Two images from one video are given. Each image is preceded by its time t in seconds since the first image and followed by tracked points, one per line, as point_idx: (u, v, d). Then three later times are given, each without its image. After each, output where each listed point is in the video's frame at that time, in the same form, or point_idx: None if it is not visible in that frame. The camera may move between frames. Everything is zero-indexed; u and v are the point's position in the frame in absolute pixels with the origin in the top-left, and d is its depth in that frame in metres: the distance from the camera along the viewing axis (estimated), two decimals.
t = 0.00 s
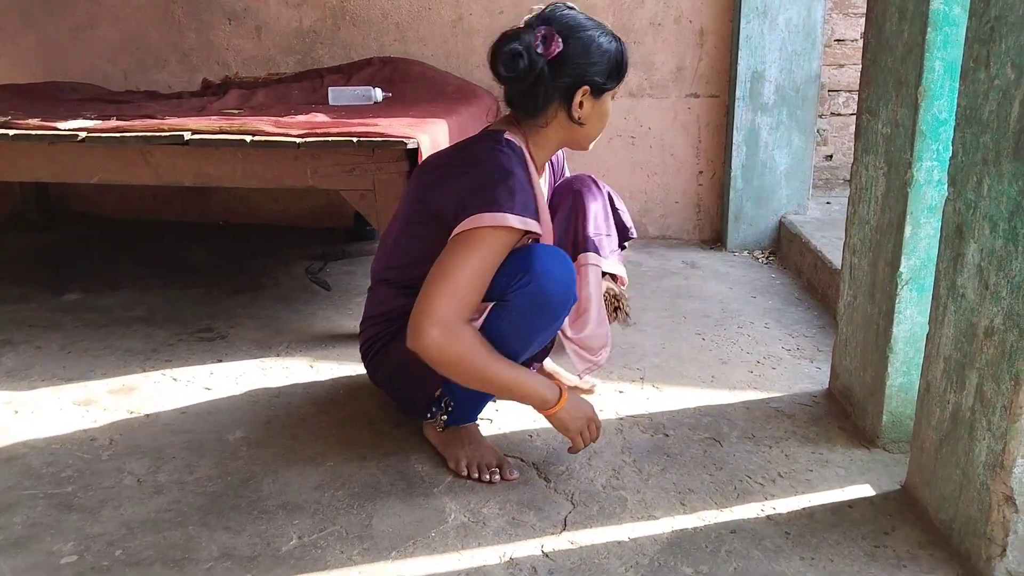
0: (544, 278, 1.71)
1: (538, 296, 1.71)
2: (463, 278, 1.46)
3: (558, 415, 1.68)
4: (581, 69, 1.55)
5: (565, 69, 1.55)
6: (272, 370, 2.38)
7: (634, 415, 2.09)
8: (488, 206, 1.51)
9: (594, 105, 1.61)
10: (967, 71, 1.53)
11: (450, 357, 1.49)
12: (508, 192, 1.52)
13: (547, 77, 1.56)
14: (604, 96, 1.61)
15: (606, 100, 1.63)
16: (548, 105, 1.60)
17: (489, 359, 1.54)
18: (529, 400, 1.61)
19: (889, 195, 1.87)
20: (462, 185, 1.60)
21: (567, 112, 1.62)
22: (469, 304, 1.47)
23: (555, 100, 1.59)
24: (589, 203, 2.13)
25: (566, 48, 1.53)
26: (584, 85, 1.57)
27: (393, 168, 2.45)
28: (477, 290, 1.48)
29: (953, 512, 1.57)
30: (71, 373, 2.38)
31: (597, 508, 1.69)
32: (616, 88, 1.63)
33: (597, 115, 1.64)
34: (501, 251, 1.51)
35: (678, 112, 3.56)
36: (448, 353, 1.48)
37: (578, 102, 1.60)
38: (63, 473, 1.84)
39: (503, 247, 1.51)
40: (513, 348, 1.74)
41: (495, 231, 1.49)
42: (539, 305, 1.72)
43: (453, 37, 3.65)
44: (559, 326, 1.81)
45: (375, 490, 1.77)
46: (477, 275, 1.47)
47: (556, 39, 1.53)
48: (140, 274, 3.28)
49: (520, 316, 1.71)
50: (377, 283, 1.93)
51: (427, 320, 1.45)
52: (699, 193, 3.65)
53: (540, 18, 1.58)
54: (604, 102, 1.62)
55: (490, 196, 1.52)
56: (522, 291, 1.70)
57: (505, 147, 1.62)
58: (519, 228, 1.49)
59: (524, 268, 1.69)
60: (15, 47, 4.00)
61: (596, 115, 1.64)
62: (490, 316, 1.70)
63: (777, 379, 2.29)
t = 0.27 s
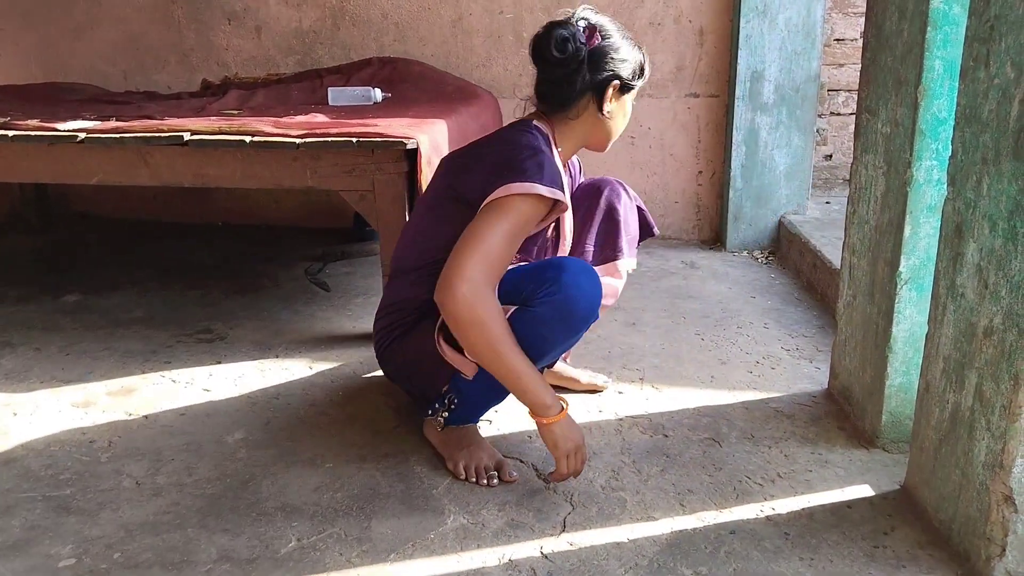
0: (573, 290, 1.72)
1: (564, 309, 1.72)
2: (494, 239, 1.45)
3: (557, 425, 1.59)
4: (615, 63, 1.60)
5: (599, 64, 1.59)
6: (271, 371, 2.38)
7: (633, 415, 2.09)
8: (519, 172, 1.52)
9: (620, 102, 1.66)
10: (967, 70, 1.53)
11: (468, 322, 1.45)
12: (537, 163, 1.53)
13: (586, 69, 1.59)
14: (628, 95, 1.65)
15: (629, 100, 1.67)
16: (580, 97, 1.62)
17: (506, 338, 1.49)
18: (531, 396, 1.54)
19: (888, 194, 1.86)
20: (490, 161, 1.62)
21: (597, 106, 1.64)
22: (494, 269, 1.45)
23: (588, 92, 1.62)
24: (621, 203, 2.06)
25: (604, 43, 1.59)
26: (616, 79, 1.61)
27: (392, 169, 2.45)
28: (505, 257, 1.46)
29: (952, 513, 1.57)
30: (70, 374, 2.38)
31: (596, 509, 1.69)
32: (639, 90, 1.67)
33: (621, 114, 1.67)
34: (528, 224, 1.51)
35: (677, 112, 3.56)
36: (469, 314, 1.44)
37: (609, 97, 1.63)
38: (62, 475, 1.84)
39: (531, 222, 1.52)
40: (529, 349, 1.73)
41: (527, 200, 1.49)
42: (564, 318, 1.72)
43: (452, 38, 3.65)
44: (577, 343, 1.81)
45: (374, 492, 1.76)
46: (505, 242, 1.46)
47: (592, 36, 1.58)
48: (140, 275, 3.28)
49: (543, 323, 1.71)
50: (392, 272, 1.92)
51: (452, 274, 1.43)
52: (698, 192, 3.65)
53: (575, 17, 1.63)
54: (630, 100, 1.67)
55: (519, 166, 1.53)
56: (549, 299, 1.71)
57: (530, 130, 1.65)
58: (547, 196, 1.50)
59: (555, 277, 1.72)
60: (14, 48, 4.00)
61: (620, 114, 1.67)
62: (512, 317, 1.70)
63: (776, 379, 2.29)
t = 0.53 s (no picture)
0: (601, 316, 1.74)
1: (588, 333, 1.74)
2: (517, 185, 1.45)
3: (520, 387, 1.56)
4: (639, 70, 1.68)
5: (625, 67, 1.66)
6: (264, 372, 2.37)
7: (626, 416, 2.09)
8: (555, 138, 1.51)
9: (643, 107, 1.71)
10: (958, 72, 1.53)
11: (471, 256, 1.43)
12: (574, 133, 1.53)
13: (614, 71, 1.66)
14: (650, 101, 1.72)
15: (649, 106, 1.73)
16: (607, 99, 1.67)
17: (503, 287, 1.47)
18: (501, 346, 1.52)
19: (881, 195, 1.87)
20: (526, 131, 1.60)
21: (621, 110, 1.69)
22: (510, 216, 1.44)
23: (615, 95, 1.67)
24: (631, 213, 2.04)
25: (630, 52, 1.68)
26: (641, 85, 1.68)
27: (386, 169, 2.45)
28: (520, 208, 1.46)
29: (943, 513, 1.57)
30: (62, 375, 2.37)
31: (589, 510, 1.69)
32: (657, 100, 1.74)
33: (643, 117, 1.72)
34: (557, 187, 1.50)
35: (672, 112, 3.56)
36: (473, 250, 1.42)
37: (634, 101, 1.68)
38: (53, 476, 1.83)
39: (561, 187, 1.51)
40: (547, 363, 1.76)
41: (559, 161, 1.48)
42: (585, 342, 1.74)
43: (447, 38, 3.65)
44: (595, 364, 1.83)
45: (366, 493, 1.76)
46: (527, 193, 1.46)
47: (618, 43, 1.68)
48: (133, 275, 3.27)
49: (565, 342, 1.73)
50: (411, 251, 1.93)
51: (471, 204, 1.43)
52: (693, 193, 3.65)
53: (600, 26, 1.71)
54: (650, 109, 1.73)
55: (554, 134, 1.52)
56: (576, 320, 1.73)
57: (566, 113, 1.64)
58: (580, 163, 1.49)
59: (587, 300, 1.74)
60: (8, 48, 3.99)
61: (642, 118, 1.72)
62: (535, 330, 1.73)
63: (769, 379, 2.29)
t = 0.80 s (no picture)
0: (610, 314, 1.75)
1: (597, 329, 1.75)
2: (544, 179, 1.51)
3: (518, 377, 1.60)
4: (646, 77, 1.73)
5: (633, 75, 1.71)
6: (256, 377, 2.37)
7: (618, 418, 2.09)
8: (583, 138, 1.57)
9: (651, 114, 1.76)
10: (945, 74, 1.54)
11: (494, 244, 1.48)
12: (599, 136, 1.59)
13: (622, 79, 1.70)
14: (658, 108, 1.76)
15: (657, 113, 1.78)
16: (616, 107, 1.71)
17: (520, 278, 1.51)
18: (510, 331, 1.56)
19: (869, 197, 1.88)
20: (553, 127, 1.65)
21: (631, 116, 1.73)
22: (536, 209, 1.50)
23: (624, 102, 1.71)
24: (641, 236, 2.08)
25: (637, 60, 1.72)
26: (648, 92, 1.72)
27: (377, 174, 2.45)
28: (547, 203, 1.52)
29: (933, 513, 1.58)
30: (52, 382, 2.36)
31: (581, 513, 1.69)
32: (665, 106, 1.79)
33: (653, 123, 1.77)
34: (581, 186, 1.56)
35: (663, 116, 3.57)
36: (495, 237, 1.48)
37: (642, 107, 1.73)
38: (42, 483, 1.82)
39: (585, 186, 1.57)
40: (555, 359, 1.77)
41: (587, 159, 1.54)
42: (594, 338, 1.76)
43: (438, 43, 3.65)
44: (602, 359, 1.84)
45: (358, 497, 1.76)
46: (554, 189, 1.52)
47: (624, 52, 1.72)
48: (124, 281, 3.26)
49: (574, 339, 1.75)
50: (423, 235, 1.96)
51: (501, 194, 1.49)
52: (683, 196, 3.66)
53: (605, 38, 1.77)
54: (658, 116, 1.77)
55: (582, 135, 1.58)
56: (586, 318, 1.74)
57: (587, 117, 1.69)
58: (606, 165, 1.55)
59: (595, 297, 1.74)
60: None
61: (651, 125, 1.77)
62: (543, 327, 1.74)
63: (760, 381, 2.29)
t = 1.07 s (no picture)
0: (594, 299, 1.76)
1: (582, 313, 1.75)
2: (550, 175, 1.52)
3: (498, 366, 1.60)
4: (674, 88, 1.76)
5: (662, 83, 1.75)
6: (249, 374, 2.36)
7: (612, 417, 2.09)
8: (596, 139, 1.59)
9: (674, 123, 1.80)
10: (940, 74, 1.54)
11: (489, 234, 1.49)
12: (612, 139, 1.61)
13: (652, 86, 1.74)
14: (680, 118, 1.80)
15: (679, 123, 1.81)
16: (642, 111, 1.74)
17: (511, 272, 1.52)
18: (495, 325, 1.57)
19: (864, 197, 1.87)
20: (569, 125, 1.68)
21: (654, 123, 1.77)
22: (536, 206, 1.51)
23: (650, 108, 1.75)
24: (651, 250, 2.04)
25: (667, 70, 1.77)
26: (673, 102, 1.76)
27: (372, 171, 2.44)
28: (548, 201, 1.53)
29: (925, 513, 1.58)
30: (45, 378, 2.35)
31: (574, 511, 1.69)
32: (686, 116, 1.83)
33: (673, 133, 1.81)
34: (587, 186, 1.58)
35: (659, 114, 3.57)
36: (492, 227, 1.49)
37: (667, 116, 1.76)
38: (34, 480, 1.82)
39: (590, 186, 1.58)
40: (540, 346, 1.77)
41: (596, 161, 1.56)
42: (579, 322, 1.75)
43: (435, 40, 3.64)
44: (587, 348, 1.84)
45: (351, 495, 1.76)
46: (557, 186, 1.53)
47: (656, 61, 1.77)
48: (118, 277, 3.25)
49: (558, 322, 1.74)
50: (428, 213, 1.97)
51: (503, 186, 1.50)
52: (680, 195, 3.66)
53: (640, 43, 1.81)
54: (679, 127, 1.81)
55: (594, 135, 1.61)
56: (569, 300, 1.74)
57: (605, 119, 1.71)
58: (614, 169, 1.57)
59: (578, 281, 1.76)
60: None
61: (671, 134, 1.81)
62: (528, 315, 1.74)
63: (754, 380, 2.29)
